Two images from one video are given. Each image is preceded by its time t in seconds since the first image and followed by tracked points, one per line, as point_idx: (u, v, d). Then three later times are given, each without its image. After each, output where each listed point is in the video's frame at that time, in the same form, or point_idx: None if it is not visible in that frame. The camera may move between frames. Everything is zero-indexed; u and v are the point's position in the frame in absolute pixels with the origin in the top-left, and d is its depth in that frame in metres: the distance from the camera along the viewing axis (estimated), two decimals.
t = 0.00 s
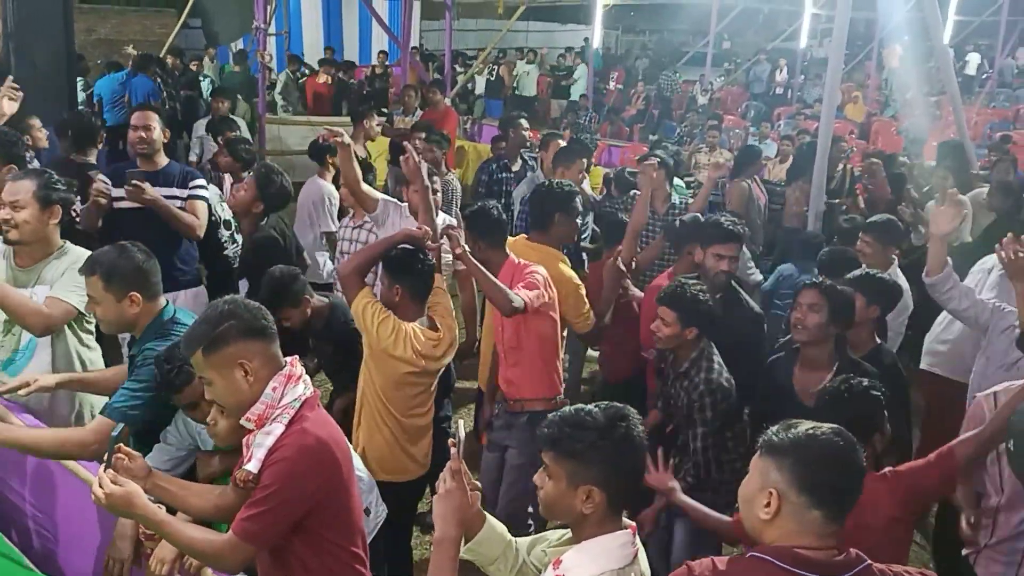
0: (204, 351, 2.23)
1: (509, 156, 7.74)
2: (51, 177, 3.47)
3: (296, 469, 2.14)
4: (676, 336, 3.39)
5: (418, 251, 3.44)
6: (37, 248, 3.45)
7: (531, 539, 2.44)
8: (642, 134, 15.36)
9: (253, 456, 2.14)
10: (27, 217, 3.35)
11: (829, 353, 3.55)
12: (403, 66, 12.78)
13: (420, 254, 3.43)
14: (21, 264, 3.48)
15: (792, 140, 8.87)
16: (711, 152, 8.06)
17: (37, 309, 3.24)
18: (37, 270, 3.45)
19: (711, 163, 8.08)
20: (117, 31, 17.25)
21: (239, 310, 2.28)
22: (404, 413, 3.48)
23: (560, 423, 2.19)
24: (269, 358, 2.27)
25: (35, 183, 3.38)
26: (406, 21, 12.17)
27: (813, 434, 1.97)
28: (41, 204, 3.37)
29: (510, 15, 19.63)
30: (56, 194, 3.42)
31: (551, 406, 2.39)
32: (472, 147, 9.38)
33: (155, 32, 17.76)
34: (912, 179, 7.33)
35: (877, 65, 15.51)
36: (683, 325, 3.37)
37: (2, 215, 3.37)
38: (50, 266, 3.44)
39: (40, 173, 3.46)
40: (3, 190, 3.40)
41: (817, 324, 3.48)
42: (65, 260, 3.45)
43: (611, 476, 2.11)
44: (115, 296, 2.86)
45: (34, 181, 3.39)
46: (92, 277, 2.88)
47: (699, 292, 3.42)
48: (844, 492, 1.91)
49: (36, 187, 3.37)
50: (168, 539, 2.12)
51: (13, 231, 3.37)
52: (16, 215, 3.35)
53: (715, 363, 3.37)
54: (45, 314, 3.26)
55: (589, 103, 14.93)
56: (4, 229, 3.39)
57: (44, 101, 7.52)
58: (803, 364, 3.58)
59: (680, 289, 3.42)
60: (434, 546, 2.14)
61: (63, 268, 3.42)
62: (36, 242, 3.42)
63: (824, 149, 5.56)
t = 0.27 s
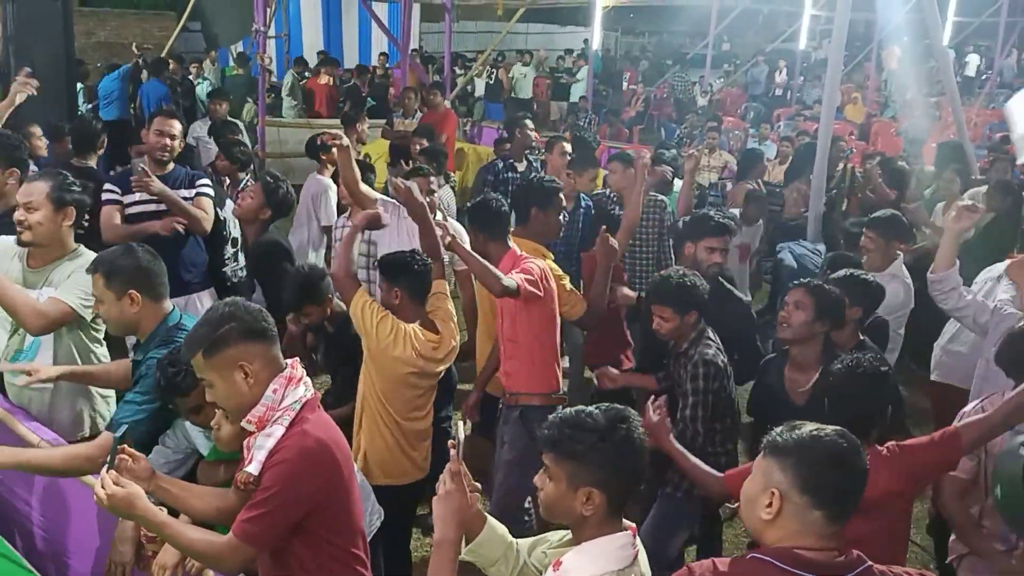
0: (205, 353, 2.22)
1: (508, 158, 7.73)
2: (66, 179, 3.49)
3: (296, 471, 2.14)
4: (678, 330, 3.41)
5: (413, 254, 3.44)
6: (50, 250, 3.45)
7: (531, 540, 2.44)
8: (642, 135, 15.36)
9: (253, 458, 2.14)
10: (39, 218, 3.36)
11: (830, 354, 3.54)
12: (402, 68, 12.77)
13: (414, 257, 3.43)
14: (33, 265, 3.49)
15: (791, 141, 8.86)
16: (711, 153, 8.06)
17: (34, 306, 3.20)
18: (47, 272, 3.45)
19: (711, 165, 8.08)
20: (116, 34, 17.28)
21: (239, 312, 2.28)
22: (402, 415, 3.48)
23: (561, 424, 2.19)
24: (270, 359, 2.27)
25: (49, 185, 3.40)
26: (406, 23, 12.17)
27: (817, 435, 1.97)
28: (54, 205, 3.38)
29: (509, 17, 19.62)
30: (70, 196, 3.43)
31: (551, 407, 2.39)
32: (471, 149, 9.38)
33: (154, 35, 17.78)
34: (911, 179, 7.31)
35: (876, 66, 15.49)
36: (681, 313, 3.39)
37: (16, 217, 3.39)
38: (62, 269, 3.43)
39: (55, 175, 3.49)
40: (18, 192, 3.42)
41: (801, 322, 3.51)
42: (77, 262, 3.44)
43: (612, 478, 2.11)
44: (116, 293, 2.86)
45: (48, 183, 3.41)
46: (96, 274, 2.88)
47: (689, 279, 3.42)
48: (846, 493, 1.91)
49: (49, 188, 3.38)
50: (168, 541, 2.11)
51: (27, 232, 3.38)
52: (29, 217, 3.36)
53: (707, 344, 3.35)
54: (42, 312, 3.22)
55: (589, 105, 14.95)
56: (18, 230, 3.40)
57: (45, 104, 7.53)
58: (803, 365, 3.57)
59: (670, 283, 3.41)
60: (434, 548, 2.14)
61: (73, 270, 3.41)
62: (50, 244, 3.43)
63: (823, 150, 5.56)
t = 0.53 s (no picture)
0: (206, 352, 2.23)
1: (506, 159, 7.73)
2: (69, 186, 3.46)
3: (296, 472, 2.13)
4: (672, 341, 3.40)
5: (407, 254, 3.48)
6: (53, 259, 3.44)
7: (531, 541, 2.44)
8: (640, 136, 15.35)
9: (254, 458, 2.14)
10: (41, 228, 3.36)
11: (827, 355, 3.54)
12: (400, 69, 12.76)
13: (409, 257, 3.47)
14: (37, 272, 3.48)
15: (790, 142, 8.86)
16: (709, 154, 8.06)
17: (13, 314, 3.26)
18: (50, 281, 3.44)
19: (709, 165, 8.07)
20: (114, 36, 17.35)
21: (242, 312, 2.28)
22: (399, 415, 3.48)
23: (559, 425, 2.19)
24: (272, 360, 2.27)
25: (52, 194, 3.37)
26: (403, 24, 12.16)
27: (820, 437, 1.97)
28: (56, 215, 3.37)
29: (507, 19, 19.66)
30: (73, 205, 3.41)
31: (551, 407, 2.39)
32: (470, 150, 9.37)
33: (152, 37, 17.82)
34: (911, 180, 7.31)
35: (874, 66, 15.48)
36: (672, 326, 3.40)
37: (20, 226, 3.38)
38: (63, 279, 3.42)
39: (59, 183, 3.45)
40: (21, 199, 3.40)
41: (801, 314, 3.53)
42: (78, 273, 3.42)
43: (610, 478, 2.10)
44: (125, 265, 2.88)
45: (52, 192, 3.37)
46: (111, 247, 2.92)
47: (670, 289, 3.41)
48: (850, 495, 1.90)
49: (52, 198, 3.36)
50: (168, 541, 2.11)
51: (29, 241, 3.39)
52: (32, 227, 3.36)
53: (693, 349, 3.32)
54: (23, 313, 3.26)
55: (587, 106, 14.95)
56: (22, 239, 3.41)
57: (43, 106, 7.53)
58: (798, 366, 3.57)
59: (653, 300, 3.40)
60: (433, 549, 2.14)
61: (72, 280, 3.39)
62: (53, 253, 3.42)
63: (821, 151, 5.57)
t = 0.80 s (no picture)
0: (207, 351, 2.22)
1: (504, 159, 7.72)
2: (59, 181, 3.48)
3: (296, 472, 2.13)
4: (660, 335, 3.39)
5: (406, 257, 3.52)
6: (42, 252, 3.43)
7: (528, 541, 2.44)
8: (638, 136, 15.34)
9: (253, 458, 2.14)
10: (30, 220, 3.36)
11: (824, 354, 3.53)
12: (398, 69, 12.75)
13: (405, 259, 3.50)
14: (27, 266, 3.47)
15: (788, 141, 8.85)
16: (707, 153, 8.05)
17: None
18: (39, 273, 3.43)
19: (706, 165, 8.07)
20: (112, 37, 17.35)
21: (243, 312, 2.28)
22: (397, 416, 3.47)
23: (555, 425, 2.18)
24: (272, 359, 2.27)
25: (42, 187, 3.39)
26: (401, 25, 12.15)
27: (813, 436, 1.97)
28: (46, 207, 3.37)
29: (505, 19, 19.65)
30: (63, 199, 3.42)
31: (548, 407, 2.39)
32: (467, 151, 9.36)
33: (150, 38, 17.82)
34: (908, 179, 7.30)
35: (872, 66, 15.47)
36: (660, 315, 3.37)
37: (10, 218, 3.39)
38: (49, 271, 3.41)
39: (50, 177, 3.48)
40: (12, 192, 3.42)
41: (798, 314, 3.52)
42: (69, 262, 3.43)
43: (606, 478, 2.10)
44: (126, 255, 2.89)
45: (42, 184, 3.40)
46: (111, 236, 2.92)
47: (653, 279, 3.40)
48: (843, 496, 1.90)
49: (42, 190, 3.38)
50: (166, 540, 2.11)
51: (18, 234, 3.39)
52: (21, 219, 3.37)
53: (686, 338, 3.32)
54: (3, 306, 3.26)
55: (584, 106, 14.94)
56: (11, 232, 3.42)
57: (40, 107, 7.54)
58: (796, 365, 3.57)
59: (641, 291, 3.37)
60: (430, 550, 2.14)
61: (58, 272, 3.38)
62: (42, 246, 3.41)
63: (818, 151, 5.56)
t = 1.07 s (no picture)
0: (210, 348, 2.20)
1: (503, 158, 7.72)
2: (46, 185, 3.43)
3: (296, 472, 2.13)
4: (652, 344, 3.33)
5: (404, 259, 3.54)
6: (30, 258, 3.44)
7: (526, 541, 2.44)
8: (637, 135, 15.34)
9: (254, 456, 2.14)
10: (19, 229, 3.34)
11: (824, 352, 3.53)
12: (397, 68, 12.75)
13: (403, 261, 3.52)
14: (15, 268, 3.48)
15: (787, 139, 8.85)
16: (706, 152, 8.05)
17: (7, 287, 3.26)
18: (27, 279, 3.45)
19: (706, 164, 8.07)
20: (112, 36, 17.37)
21: (248, 309, 2.26)
22: (397, 417, 3.46)
23: (553, 423, 2.18)
24: (275, 357, 2.25)
25: (30, 196, 3.34)
26: (400, 24, 12.15)
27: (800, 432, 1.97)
28: (34, 215, 3.36)
29: (504, 18, 19.66)
30: (51, 206, 3.39)
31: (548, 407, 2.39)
32: (467, 150, 9.36)
33: (149, 37, 17.83)
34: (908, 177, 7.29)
35: (871, 64, 15.47)
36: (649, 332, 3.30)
37: None
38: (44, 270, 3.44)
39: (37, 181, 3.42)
40: None
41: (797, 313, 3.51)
42: (58, 268, 3.46)
43: (604, 478, 2.10)
44: (122, 232, 2.95)
45: (29, 192, 3.35)
46: (107, 213, 2.98)
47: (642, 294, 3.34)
48: (839, 494, 1.87)
49: (30, 199, 3.34)
50: (167, 538, 2.10)
51: (7, 241, 3.37)
52: (9, 226, 3.34)
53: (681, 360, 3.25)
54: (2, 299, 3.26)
55: (584, 104, 14.94)
56: None
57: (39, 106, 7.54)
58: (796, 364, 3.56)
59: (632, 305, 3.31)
60: (429, 549, 2.14)
61: (55, 273, 3.43)
62: (30, 251, 3.41)
63: (818, 149, 5.56)
